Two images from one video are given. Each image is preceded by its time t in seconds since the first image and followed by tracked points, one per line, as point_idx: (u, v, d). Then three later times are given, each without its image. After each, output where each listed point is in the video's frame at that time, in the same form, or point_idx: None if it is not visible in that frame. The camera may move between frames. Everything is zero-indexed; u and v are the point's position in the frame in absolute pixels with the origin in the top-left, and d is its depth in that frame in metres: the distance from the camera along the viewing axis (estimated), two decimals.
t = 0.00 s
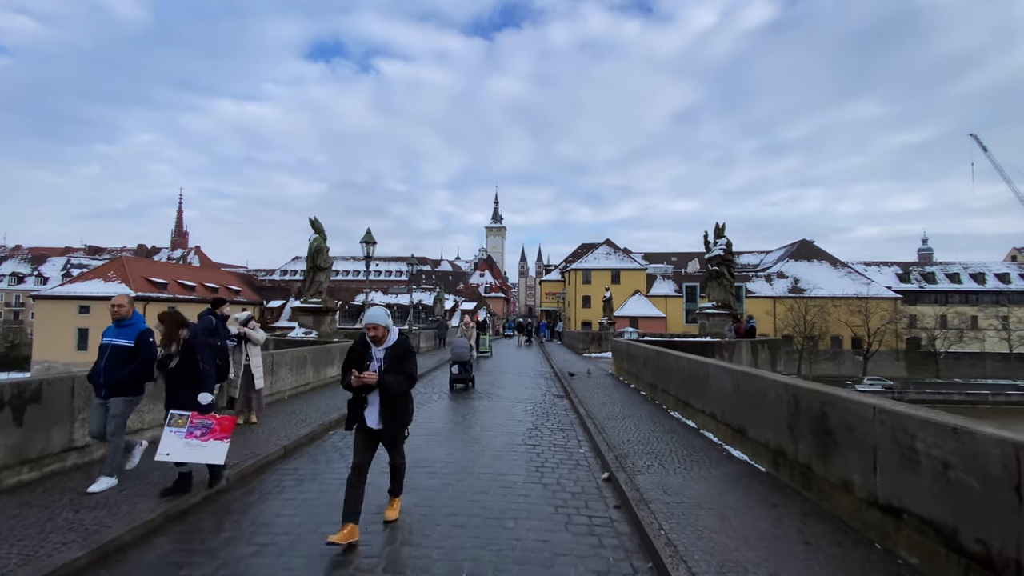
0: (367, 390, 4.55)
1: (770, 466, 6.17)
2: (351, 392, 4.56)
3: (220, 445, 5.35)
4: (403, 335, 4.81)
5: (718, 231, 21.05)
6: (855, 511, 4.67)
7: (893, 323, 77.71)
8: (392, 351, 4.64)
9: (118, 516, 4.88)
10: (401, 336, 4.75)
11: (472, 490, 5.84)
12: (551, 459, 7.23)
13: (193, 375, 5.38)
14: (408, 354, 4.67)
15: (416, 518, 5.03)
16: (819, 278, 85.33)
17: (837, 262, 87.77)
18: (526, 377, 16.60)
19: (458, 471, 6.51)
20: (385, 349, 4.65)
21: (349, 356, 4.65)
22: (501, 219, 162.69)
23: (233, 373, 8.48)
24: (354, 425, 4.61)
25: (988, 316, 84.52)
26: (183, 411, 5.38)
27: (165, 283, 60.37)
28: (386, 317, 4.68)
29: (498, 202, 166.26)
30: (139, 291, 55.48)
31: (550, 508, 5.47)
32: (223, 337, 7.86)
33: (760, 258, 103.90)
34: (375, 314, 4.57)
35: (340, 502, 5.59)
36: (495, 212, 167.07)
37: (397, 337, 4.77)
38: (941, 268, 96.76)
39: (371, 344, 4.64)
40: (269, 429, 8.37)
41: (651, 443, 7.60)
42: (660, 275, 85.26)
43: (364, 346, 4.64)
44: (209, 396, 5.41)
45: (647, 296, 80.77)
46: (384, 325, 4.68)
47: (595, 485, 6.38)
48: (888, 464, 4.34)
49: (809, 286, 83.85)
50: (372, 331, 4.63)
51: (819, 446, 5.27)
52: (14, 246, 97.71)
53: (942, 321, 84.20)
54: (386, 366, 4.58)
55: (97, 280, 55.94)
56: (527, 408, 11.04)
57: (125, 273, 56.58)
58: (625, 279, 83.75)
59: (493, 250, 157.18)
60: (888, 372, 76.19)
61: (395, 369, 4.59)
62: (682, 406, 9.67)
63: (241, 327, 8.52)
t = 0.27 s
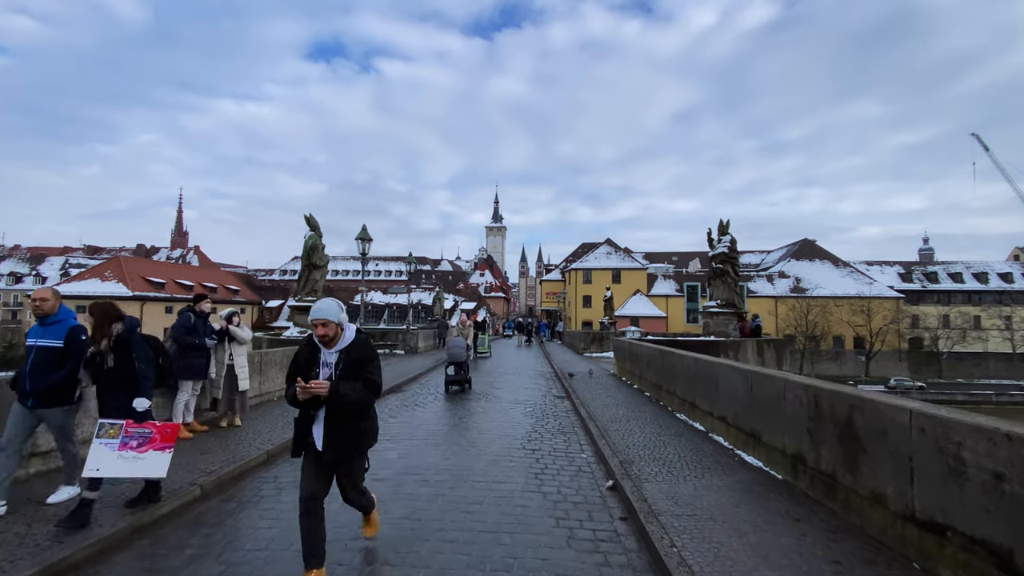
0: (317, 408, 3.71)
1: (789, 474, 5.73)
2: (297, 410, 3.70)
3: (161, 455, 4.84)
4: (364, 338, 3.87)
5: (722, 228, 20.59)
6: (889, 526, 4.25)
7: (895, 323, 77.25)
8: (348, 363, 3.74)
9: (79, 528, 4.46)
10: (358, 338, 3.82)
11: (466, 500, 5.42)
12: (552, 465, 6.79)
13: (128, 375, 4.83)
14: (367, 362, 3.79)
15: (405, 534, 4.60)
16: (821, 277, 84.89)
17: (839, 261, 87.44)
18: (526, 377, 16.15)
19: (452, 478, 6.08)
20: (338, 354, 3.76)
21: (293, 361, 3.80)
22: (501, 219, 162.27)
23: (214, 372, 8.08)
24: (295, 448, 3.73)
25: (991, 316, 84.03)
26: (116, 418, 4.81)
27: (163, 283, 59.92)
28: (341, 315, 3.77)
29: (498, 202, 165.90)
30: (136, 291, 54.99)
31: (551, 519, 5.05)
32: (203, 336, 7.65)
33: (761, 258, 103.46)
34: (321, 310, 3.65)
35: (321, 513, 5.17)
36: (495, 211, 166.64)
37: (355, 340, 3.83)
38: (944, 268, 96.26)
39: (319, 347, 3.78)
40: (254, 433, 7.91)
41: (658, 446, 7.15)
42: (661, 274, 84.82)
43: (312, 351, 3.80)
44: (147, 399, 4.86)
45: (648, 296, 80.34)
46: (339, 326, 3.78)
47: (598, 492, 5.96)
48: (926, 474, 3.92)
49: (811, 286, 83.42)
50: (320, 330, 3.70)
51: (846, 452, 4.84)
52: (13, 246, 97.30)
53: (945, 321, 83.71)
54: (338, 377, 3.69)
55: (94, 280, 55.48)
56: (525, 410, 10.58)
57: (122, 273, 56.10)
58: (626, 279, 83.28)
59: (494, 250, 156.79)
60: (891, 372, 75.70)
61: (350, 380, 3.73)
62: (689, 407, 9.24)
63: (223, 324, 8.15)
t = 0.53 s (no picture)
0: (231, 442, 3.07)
1: (815, 494, 5.23)
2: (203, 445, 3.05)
3: (72, 484, 4.33)
4: (305, 349, 3.18)
5: (727, 227, 20.09)
6: (937, 559, 3.75)
7: (898, 323, 76.66)
8: (278, 383, 3.05)
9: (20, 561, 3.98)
10: (295, 350, 3.12)
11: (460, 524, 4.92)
12: (553, 480, 6.27)
13: (17, 399, 3.97)
14: (300, 384, 3.07)
15: (388, 566, 4.09)
16: (824, 277, 84.30)
17: (842, 261, 86.87)
18: (526, 380, 15.62)
19: (445, 497, 5.57)
20: (266, 368, 3.08)
21: (207, 373, 3.13)
22: (502, 219, 161.76)
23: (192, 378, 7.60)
24: (201, 494, 3.04)
25: (995, 316, 83.38)
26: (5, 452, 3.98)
27: (160, 283, 59.39)
28: (273, 321, 3.09)
29: (498, 202, 165.40)
30: (133, 291, 54.49)
31: (553, 546, 4.56)
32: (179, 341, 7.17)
33: (763, 258, 102.97)
34: (244, 310, 2.98)
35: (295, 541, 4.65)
36: (495, 211, 166.11)
37: (289, 352, 3.12)
38: (947, 268, 95.62)
39: (242, 358, 3.11)
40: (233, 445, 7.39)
41: (668, 460, 6.64)
42: (662, 274, 84.28)
43: (228, 364, 3.14)
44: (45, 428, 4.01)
45: (650, 297, 79.80)
46: (274, 332, 3.11)
47: (604, 511, 5.46)
48: (985, 503, 3.42)
49: (813, 286, 82.85)
50: (244, 335, 3.01)
51: (883, 473, 4.34)
52: (11, 245, 96.82)
53: (949, 321, 83.07)
54: (262, 403, 2.99)
55: (91, 280, 54.97)
56: (525, 417, 10.06)
57: (119, 273, 55.61)
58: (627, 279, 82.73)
59: (494, 250, 156.31)
60: (894, 373, 75.07)
61: (278, 406, 3.02)
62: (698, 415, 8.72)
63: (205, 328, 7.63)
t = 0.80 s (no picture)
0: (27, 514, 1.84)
1: (848, 509, 4.72)
2: None
3: None
4: (175, 371, 2.07)
5: (733, 224, 19.56)
6: None
7: (902, 322, 76.13)
8: (120, 421, 1.90)
9: None
10: (154, 369, 2.01)
11: (453, 543, 4.43)
12: (556, 491, 5.77)
13: None
14: (158, 419, 1.96)
15: None
16: (826, 277, 83.78)
17: (844, 261, 86.32)
18: (525, 382, 15.11)
19: (438, 512, 5.09)
20: (101, 399, 1.95)
21: (7, 408, 2.04)
22: (503, 219, 161.47)
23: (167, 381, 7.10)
24: None
25: (999, 316, 82.81)
26: None
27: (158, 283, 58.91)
28: (107, 324, 2.00)
29: (498, 202, 165.09)
30: (131, 291, 54.05)
31: (557, 569, 4.06)
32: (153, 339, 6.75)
33: (765, 258, 102.44)
34: (55, 307, 1.96)
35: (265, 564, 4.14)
36: (495, 211, 165.95)
37: (147, 372, 2.01)
38: (950, 267, 95.06)
39: (64, 383, 2.02)
40: (211, 454, 6.85)
41: (680, 469, 6.14)
42: (664, 274, 83.80)
43: (49, 392, 2.03)
44: None
45: (651, 296, 79.29)
46: (116, 339, 2.04)
47: (613, 526, 4.97)
48: None
49: (816, 286, 82.34)
50: (65, 352, 1.98)
51: (930, 488, 3.85)
52: (10, 245, 96.53)
53: (952, 321, 82.51)
54: (86, 455, 1.88)
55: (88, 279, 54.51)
56: (525, 420, 9.57)
57: (117, 272, 55.18)
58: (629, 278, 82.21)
59: (494, 249, 155.95)
60: (898, 373, 74.45)
61: (114, 463, 1.91)
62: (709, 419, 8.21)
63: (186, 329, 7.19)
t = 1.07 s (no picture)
0: None
1: (891, 540, 4.21)
2: None
3: None
4: None
5: (740, 222, 19.07)
6: None
7: (905, 323, 75.55)
8: None
9: None
10: None
11: None
12: (560, 513, 5.28)
13: None
14: None
15: None
16: (829, 277, 83.19)
17: (847, 261, 85.72)
18: (525, 386, 14.57)
19: (431, 539, 4.60)
20: None
21: None
22: (503, 219, 161.00)
23: (142, 388, 6.62)
24: None
25: (1004, 316, 82.17)
26: None
27: (157, 283, 58.47)
28: None
29: (499, 202, 164.63)
30: (129, 291, 53.62)
31: None
32: (124, 345, 6.28)
33: (767, 257, 101.84)
34: None
35: None
36: (496, 211, 165.55)
37: None
38: (954, 267, 94.36)
39: None
40: (187, 468, 6.34)
41: (697, 489, 5.62)
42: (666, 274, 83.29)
43: None
44: None
45: (653, 297, 78.77)
46: None
47: (625, 556, 4.46)
48: None
49: (819, 285, 81.76)
50: None
51: (991, 523, 3.35)
52: (10, 245, 96.25)
53: (957, 321, 81.85)
54: None
55: (86, 280, 54.11)
56: (526, 429, 9.05)
57: (115, 273, 54.77)
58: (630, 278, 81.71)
59: (495, 249, 155.55)
60: (901, 373, 73.80)
61: None
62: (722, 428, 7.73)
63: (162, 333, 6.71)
